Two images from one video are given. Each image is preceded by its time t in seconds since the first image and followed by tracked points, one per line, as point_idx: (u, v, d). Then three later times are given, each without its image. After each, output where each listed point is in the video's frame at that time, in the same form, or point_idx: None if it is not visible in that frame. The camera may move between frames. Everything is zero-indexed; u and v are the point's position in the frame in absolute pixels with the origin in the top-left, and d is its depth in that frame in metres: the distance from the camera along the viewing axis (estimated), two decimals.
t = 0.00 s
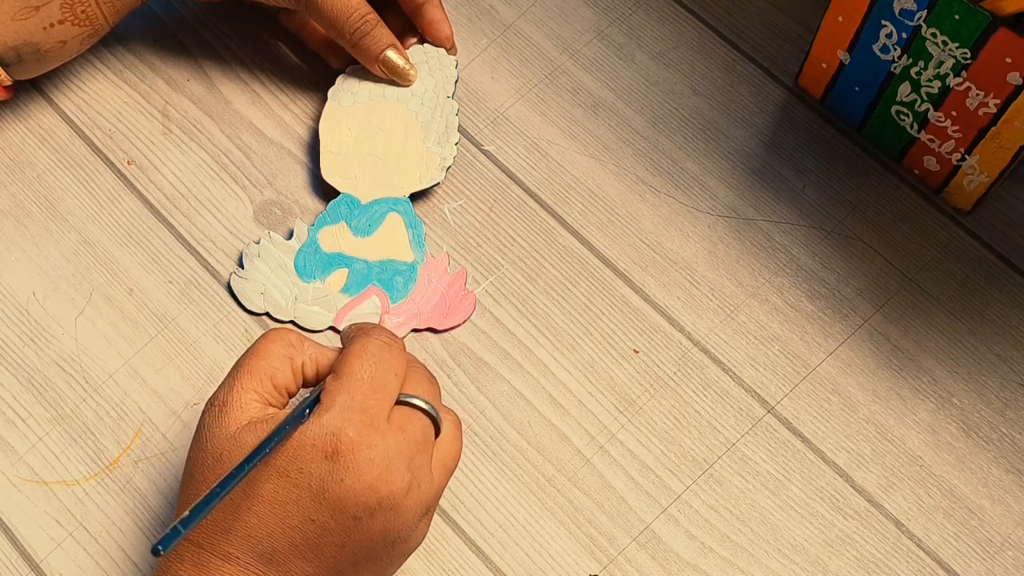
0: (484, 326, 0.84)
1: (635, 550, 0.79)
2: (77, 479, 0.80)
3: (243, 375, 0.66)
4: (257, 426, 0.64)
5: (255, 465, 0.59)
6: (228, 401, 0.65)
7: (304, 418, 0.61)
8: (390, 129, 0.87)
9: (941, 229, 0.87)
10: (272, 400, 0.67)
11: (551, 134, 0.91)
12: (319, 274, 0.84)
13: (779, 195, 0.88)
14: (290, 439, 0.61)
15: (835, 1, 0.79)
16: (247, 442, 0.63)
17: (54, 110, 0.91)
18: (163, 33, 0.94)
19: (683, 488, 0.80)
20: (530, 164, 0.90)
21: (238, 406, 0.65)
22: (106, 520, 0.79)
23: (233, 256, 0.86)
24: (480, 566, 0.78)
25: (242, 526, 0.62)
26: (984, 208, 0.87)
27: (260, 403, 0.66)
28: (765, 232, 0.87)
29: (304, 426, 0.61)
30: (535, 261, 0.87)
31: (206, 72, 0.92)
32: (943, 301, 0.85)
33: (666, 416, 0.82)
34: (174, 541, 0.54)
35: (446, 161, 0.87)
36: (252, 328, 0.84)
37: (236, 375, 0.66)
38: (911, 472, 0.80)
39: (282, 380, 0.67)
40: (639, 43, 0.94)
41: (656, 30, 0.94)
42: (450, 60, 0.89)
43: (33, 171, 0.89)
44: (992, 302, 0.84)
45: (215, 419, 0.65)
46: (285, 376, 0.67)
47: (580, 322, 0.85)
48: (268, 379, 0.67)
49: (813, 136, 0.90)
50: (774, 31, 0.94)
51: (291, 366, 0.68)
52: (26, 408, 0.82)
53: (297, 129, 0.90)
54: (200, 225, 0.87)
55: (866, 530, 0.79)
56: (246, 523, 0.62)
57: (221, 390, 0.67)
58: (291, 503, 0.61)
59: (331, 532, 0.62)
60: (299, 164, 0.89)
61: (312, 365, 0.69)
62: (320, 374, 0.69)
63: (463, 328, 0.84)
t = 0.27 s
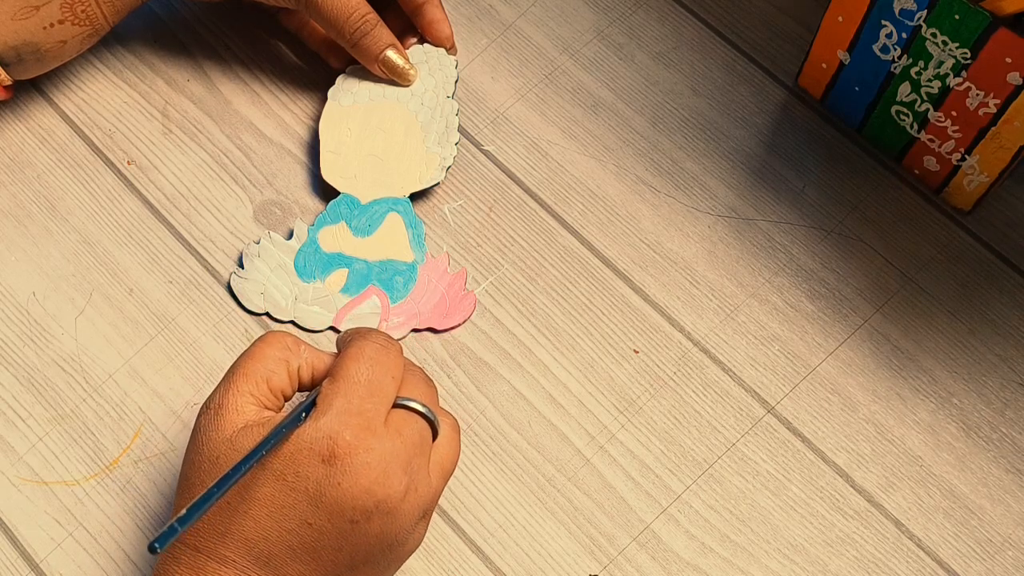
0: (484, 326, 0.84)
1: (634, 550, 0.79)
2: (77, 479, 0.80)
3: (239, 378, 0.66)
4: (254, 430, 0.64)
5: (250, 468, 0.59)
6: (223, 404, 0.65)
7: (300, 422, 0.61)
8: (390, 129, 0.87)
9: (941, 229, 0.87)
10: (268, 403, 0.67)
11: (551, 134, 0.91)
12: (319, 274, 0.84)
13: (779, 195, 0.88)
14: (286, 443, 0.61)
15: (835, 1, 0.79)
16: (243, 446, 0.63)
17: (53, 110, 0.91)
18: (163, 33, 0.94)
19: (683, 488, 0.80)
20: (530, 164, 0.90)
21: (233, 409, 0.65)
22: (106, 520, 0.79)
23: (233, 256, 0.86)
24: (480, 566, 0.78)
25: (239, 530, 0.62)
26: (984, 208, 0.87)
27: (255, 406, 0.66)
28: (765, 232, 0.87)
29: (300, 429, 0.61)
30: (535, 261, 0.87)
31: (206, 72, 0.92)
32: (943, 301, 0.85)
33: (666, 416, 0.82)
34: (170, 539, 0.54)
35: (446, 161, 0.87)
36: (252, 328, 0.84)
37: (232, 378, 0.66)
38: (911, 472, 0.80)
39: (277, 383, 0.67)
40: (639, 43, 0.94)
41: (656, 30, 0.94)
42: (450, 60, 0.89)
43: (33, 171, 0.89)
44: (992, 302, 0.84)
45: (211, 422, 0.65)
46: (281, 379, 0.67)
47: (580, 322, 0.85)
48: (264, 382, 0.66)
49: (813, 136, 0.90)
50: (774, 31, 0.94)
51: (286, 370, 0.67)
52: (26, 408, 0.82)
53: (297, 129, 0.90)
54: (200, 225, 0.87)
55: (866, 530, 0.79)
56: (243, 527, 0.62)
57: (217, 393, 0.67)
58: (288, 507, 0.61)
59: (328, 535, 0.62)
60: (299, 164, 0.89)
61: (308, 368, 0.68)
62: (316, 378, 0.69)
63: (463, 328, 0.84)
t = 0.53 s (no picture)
0: (484, 326, 0.84)
1: (634, 550, 0.79)
2: (77, 479, 0.80)
3: (235, 379, 0.66)
4: (252, 431, 0.64)
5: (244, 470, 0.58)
6: (220, 405, 0.65)
7: (298, 423, 0.61)
8: (390, 129, 0.87)
9: (941, 229, 0.87)
10: (264, 404, 0.67)
11: (551, 134, 0.91)
12: (319, 274, 0.84)
13: (779, 195, 0.88)
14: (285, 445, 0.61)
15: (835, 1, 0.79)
16: (241, 446, 0.63)
17: (53, 110, 0.91)
18: (163, 33, 0.94)
19: (683, 488, 0.80)
20: (530, 164, 0.90)
21: (230, 410, 0.65)
22: (106, 520, 0.79)
23: (233, 256, 0.86)
24: (480, 566, 0.78)
25: (237, 532, 0.62)
26: (984, 209, 0.87)
27: (252, 407, 0.66)
28: (765, 232, 0.87)
29: (298, 432, 0.61)
30: (535, 261, 0.87)
31: (206, 72, 0.92)
32: (943, 302, 0.85)
33: (666, 416, 0.82)
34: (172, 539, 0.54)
35: (446, 161, 0.87)
36: (252, 328, 0.84)
37: (229, 379, 0.66)
38: (911, 472, 0.80)
39: (274, 385, 0.67)
40: (639, 43, 0.94)
41: (656, 30, 0.94)
42: (450, 60, 0.89)
43: (32, 172, 0.89)
44: (992, 302, 0.84)
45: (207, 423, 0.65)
46: (277, 381, 0.67)
47: (580, 322, 0.85)
48: (260, 383, 0.66)
49: (813, 136, 0.90)
50: (774, 31, 0.94)
51: (283, 371, 0.67)
52: (26, 408, 0.82)
53: (297, 129, 0.90)
54: (200, 225, 0.87)
55: (866, 530, 0.79)
56: (241, 529, 0.62)
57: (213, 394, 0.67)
58: (286, 509, 0.61)
59: (327, 537, 0.62)
60: (299, 164, 0.89)
61: (305, 371, 0.68)
62: (313, 380, 0.69)
63: (463, 328, 0.84)
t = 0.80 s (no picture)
0: (484, 326, 0.84)
1: (635, 550, 0.79)
2: (77, 479, 0.80)
3: (241, 382, 0.67)
4: (255, 438, 0.64)
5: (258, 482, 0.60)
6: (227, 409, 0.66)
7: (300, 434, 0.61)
8: (390, 129, 0.87)
9: (941, 229, 0.87)
10: (270, 407, 0.67)
11: (551, 134, 0.91)
12: (319, 274, 0.84)
13: (779, 195, 0.88)
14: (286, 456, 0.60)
15: (835, 1, 0.79)
16: (245, 455, 0.63)
17: (53, 110, 0.91)
18: (163, 33, 0.94)
19: (683, 488, 0.80)
20: (530, 164, 0.90)
21: (236, 415, 0.65)
22: (106, 520, 0.79)
23: (233, 256, 0.86)
24: (480, 566, 0.78)
25: (238, 541, 0.61)
26: (984, 209, 0.87)
27: (257, 411, 0.66)
28: (765, 232, 0.87)
29: (301, 443, 0.60)
30: (535, 261, 0.87)
31: (206, 72, 0.92)
32: (943, 301, 0.85)
33: (666, 416, 0.82)
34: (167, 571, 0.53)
35: (446, 161, 0.87)
36: (252, 328, 0.84)
37: (234, 383, 0.67)
38: (911, 472, 0.80)
39: (280, 387, 0.68)
40: (639, 43, 0.94)
41: (656, 30, 0.94)
42: (450, 60, 0.89)
43: (33, 172, 0.89)
44: (992, 302, 0.84)
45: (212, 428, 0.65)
46: (283, 383, 0.68)
47: (580, 322, 0.85)
48: (265, 385, 0.67)
49: (813, 136, 0.90)
50: (774, 31, 0.94)
51: (289, 372, 0.68)
52: (26, 408, 0.82)
53: (297, 129, 0.90)
54: (200, 225, 0.87)
55: (866, 530, 0.79)
56: (242, 537, 0.61)
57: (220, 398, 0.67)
58: (288, 520, 0.61)
59: (328, 547, 0.61)
60: (299, 163, 0.89)
61: (311, 370, 0.69)
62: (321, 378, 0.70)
63: (463, 328, 0.84)
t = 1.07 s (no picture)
0: (484, 326, 0.84)
1: (635, 550, 0.79)
2: (77, 479, 0.80)
3: (252, 373, 0.66)
4: (260, 422, 0.64)
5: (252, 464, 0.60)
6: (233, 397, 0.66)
7: (301, 415, 0.61)
8: (389, 128, 0.87)
9: (941, 229, 0.87)
10: (282, 397, 0.67)
11: (551, 134, 0.91)
12: (319, 274, 0.84)
13: (779, 195, 0.88)
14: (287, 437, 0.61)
15: (835, 1, 0.79)
16: (249, 438, 0.63)
17: (53, 110, 0.91)
18: (163, 33, 0.93)
19: (683, 488, 0.80)
20: (530, 164, 0.90)
21: (244, 403, 0.65)
22: (106, 520, 0.79)
23: (233, 256, 0.86)
24: (480, 566, 0.78)
25: (239, 523, 0.62)
26: (984, 209, 0.87)
27: (267, 400, 0.66)
28: (765, 232, 0.87)
29: (302, 423, 0.61)
30: (535, 261, 0.87)
31: (206, 72, 0.92)
32: (943, 301, 0.85)
33: (666, 416, 0.82)
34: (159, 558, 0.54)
35: (446, 161, 0.87)
36: (252, 328, 0.84)
37: (246, 374, 0.67)
38: (911, 472, 0.80)
39: (292, 377, 0.67)
40: (639, 43, 0.94)
41: (656, 30, 0.94)
42: (450, 60, 0.89)
43: (33, 172, 0.89)
44: (992, 302, 0.84)
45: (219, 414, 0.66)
46: (295, 373, 0.67)
47: (580, 322, 0.85)
48: (277, 376, 0.67)
49: (813, 136, 0.90)
50: (774, 31, 0.94)
51: (299, 362, 0.68)
52: (26, 408, 0.82)
53: (297, 129, 0.90)
54: (200, 225, 0.87)
55: (866, 530, 0.79)
56: (244, 519, 0.62)
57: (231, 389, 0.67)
58: (288, 501, 0.61)
59: (328, 529, 0.62)
60: (299, 164, 0.89)
61: (321, 359, 0.68)
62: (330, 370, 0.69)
63: (463, 328, 0.84)
